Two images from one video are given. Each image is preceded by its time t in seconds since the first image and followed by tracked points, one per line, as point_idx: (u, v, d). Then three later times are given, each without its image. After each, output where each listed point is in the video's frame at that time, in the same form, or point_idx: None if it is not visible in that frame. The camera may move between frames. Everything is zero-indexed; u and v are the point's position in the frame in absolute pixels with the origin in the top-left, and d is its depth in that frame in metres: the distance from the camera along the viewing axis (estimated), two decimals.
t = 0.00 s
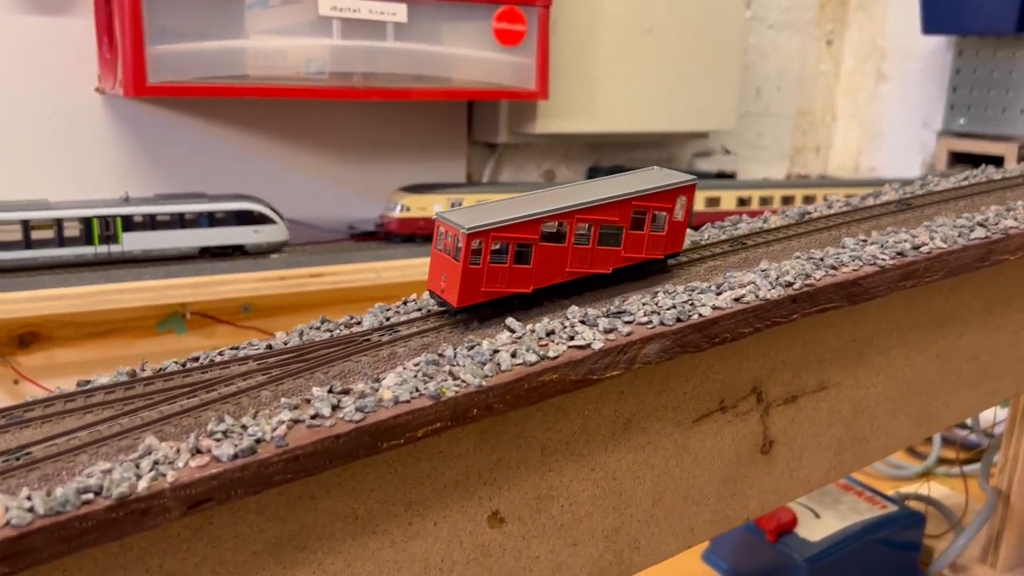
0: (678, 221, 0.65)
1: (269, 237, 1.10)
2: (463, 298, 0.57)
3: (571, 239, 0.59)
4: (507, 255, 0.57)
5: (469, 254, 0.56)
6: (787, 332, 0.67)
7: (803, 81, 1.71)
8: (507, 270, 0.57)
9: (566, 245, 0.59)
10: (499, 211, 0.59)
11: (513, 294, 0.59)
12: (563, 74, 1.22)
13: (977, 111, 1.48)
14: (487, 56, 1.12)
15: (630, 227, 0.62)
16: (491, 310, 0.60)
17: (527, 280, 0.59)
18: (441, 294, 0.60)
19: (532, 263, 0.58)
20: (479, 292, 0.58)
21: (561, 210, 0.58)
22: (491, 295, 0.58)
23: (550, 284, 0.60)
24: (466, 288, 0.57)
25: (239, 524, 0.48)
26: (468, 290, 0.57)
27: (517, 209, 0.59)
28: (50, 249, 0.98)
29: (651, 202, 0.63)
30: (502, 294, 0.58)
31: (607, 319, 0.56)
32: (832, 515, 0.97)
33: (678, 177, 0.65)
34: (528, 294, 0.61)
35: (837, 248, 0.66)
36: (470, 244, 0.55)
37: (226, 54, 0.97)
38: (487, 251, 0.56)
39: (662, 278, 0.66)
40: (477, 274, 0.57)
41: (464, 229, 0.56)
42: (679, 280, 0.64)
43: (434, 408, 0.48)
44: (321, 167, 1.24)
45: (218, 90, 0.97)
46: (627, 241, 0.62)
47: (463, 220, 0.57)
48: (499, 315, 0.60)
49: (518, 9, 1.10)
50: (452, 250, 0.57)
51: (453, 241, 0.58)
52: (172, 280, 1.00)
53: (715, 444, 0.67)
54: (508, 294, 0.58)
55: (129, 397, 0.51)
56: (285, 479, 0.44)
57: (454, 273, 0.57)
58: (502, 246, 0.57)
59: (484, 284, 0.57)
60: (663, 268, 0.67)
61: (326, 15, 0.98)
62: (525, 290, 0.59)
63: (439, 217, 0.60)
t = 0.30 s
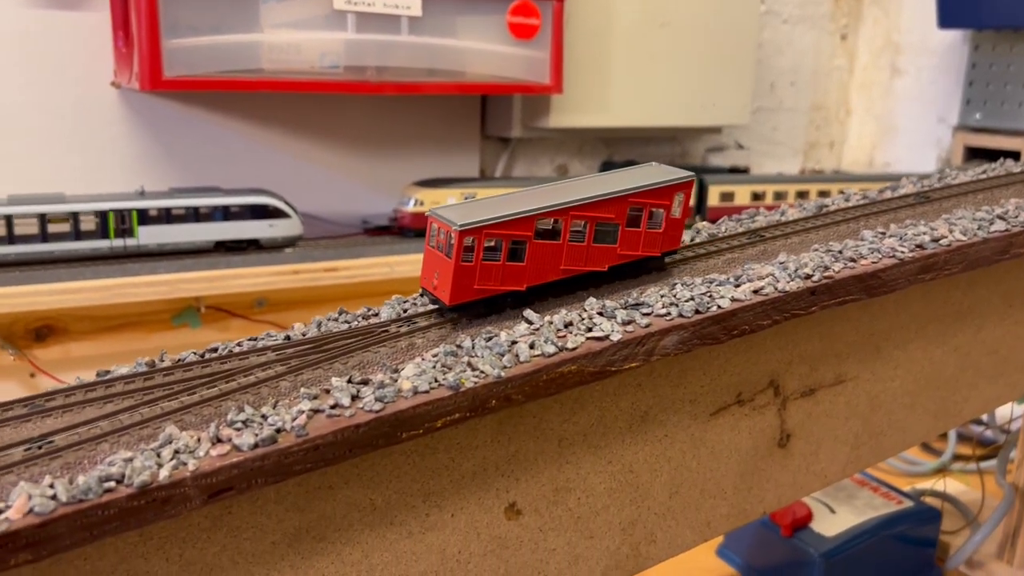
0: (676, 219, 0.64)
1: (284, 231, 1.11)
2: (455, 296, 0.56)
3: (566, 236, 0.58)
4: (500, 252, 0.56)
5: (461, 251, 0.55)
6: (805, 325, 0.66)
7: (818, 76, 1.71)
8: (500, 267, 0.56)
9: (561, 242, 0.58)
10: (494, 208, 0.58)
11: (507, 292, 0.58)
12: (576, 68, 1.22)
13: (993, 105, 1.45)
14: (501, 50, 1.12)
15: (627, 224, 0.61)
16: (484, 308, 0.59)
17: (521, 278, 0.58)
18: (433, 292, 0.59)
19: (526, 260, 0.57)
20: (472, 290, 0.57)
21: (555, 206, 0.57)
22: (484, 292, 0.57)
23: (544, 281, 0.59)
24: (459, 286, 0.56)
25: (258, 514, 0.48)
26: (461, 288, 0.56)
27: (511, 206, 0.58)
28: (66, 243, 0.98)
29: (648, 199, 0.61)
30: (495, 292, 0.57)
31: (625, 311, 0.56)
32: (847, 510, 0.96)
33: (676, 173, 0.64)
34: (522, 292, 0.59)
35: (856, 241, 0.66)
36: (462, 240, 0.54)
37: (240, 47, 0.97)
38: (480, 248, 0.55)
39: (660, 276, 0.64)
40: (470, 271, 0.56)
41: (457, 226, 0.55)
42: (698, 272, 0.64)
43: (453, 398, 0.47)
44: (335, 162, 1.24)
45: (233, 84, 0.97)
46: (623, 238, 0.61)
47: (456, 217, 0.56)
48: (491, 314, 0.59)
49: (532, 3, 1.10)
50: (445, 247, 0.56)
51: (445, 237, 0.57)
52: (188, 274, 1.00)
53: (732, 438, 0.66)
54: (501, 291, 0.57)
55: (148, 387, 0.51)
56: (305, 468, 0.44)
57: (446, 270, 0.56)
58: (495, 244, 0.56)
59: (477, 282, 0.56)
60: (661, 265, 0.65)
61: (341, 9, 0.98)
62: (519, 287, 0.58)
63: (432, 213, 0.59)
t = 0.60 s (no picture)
0: (674, 215, 0.63)
1: (300, 225, 1.11)
2: (450, 292, 0.56)
3: (563, 231, 0.58)
4: (496, 248, 0.56)
5: (457, 247, 0.54)
6: (825, 317, 0.66)
7: (832, 71, 1.70)
8: (496, 263, 0.56)
9: (557, 238, 0.58)
10: (490, 203, 0.58)
11: (503, 288, 0.58)
12: (591, 62, 1.22)
13: (1010, 100, 1.43)
14: (517, 44, 1.12)
15: (624, 220, 0.61)
16: (480, 304, 0.59)
17: (517, 274, 0.58)
18: (428, 288, 0.59)
19: (522, 256, 0.57)
20: (468, 286, 0.56)
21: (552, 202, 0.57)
22: (480, 289, 0.57)
23: (541, 278, 0.59)
24: (454, 282, 0.56)
25: (281, 502, 0.48)
26: (456, 284, 0.56)
27: (508, 201, 0.58)
28: (85, 235, 0.99)
29: (646, 195, 0.61)
30: (491, 288, 0.57)
31: (646, 302, 0.56)
32: (863, 504, 0.96)
33: (674, 169, 0.63)
34: (518, 289, 0.59)
35: (875, 233, 0.66)
36: (458, 236, 0.54)
37: (258, 40, 0.97)
38: (475, 244, 0.55)
39: (658, 272, 0.64)
40: (466, 268, 0.56)
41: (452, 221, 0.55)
42: (719, 263, 0.64)
43: (474, 387, 0.48)
44: (349, 156, 1.24)
45: (250, 78, 0.97)
46: (620, 234, 0.61)
47: (452, 212, 0.56)
48: (487, 310, 0.59)
49: None
50: (440, 243, 0.56)
51: (441, 233, 0.56)
52: (206, 267, 1.01)
53: (751, 430, 0.66)
54: (497, 288, 0.57)
55: (173, 374, 0.51)
56: (329, 456, 0.45)
57: (442, 267, 0.56)
58: (492, 239, 0.56)
59: (472, 278, 0.56)
60: (659, 262, 0.65)
61: (358, 3, 0.99)
62: (516, 283, 0.58)
63: (427, 209, 0.59)
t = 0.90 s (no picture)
0: (679, 213, 0.63)
1: (319, 220, 1.11)
2: (451, 291, 0.55)
3: (565, 230, 0.57)
4: (497, 247, 0.55)
5: (458, 245, 0.54)
6: (849, 311, 0.66)
7: (849, 67, 1.69)
8: (497, 261, 0.56)
9: (560, 237, 0.57)
10: (492, 200, 0.57)
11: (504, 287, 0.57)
12: (609, 57, 1.22)
13: None
14: (534, 39, 1.12)
15: (628, 218, 0.60)
16: (481, 303, 0.58)
17: (518, 273, 0.57)
18: (429, 286, 0.58)
19: (523, 255, 0.57)
20: (468, 285, 0.56)
21: (555, 200, 0.56)
22: (481, 287, 0.56)
23: (542, 276, 0.58)
24: (455, 281, 0.55)
25: (308, 493, 0.49)
26: (456, 283, 0.55)
27: (510, 199, 0.57)
28: (106, 229, 1.00)
29: (650, 193, 0.61)
30: (492, 286, 0.57)
31: (671, 296, 0.56)
32: (883, 500, 0.96)
33: (679, 166, 0.63)
34: (519, 288, 0.59)
35: (900, 227, 0.66)
36: (458, 234, 0.53)
37: (279, 35, 0.97)
38: (476, 242, 0.54)
39: (661, 270, 0.64)
40: (467, 266, 0.55)
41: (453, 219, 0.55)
42: (744, 257, 0.64)
43: (502, 379, 0.48)
44: (366, 151, 1.25)
45: (271, 73, 0.98)
46: (624, 232, 0.60)
47: (453, 209, 0.55)
48: (487, 309, 0.58)
49: None
50: (440, 241, 0.56)
51: (441, 231, 0.56)
52: (225, 261, 1.01)
53: (774, 424, 0.66)
54: (498, 286, 0.57)
55: (202, 365, 0.52)
56: (359, 447, 0.45)
57: (442, 265, 0.55)
58: (493, 238, 0.55)
59: (473, 277, 0.55)
60: (663, 260, 0.64)
61: None
62: (517, 282, 0.57)
63: (427, 206, 0.58)
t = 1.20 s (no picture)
0: (683, 208, 0.62)
1: (337, 214, 1.11)
2: (451, 289, 0.55)
3: (566, 226, 0.57)
4: (498, 244, 0.55)
5: (457, 243, 0.54)
6: (875, 303, 0.66)
7: (867, 62, 1.68)
8: (498, 258, 0.55)
9: (561, 233, 0.57)
10: (492, 197, 0.57)
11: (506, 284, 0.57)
12: (626, 51, 1.21)
13: None
14: (553, 32, 1.11)
15: (630, 214, 0.60)
16: (483, 302, 0.58)
17: (519, 270, 0.57)
18: (430, 285, 0.58)
19: (523, 252, 0.56)
20: (468, 283, 0.56)
21: (555, 197, 0.56)
22: (482, 285, 0.56)
23: (544, 274, 0.58)
24: (455, 279, 0.55)
25: (336, 482, 0.49)
26: (456, 281, 0.55)
27: (511, 195, 0.57)
28: (128, 222, 1.00)
29: (652, 188, 0.60)
30: (493, 284, 0.56)
31: (699, 287, 0.56)
32: (904, 495, 0.95)
33: (682, 161, 0.62)
34: (520, 286, 0.58)
35: (927, 219, 0.65)
36: (457, 231, 0.53)
37: (298, 28, 0.97)
38: (476, 240, 0.54)
39: (666, 267, 0.63)
40: (467, 264, 0.55)
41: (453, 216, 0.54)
42: (770, 248, 0.64)
43: (532, 368, 0.48)
44: (382, 146, 1.25)
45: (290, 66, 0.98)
46: (626, 229, 0.60)
47: (452, 207, 0.55)
48: (490, 307, 0.58)
49: None
50: (440, 239, 0.55)
51: (441, 229, 0.56)
52: (245, 255, 1.01)
53: (799, 417, 0.66)
54: (499, 284, 0.56)
55: (231, 354, 0.52)
56: (389, 435, 0.45)
57: (442, 263, 0.55)
58: (493, 235, 0.55)
59: (473, 274, 0.55)
60: (668, 257, 0.64)
61: None
62: (519, 280, 0.57)
63: (427, 204, 0.58)
